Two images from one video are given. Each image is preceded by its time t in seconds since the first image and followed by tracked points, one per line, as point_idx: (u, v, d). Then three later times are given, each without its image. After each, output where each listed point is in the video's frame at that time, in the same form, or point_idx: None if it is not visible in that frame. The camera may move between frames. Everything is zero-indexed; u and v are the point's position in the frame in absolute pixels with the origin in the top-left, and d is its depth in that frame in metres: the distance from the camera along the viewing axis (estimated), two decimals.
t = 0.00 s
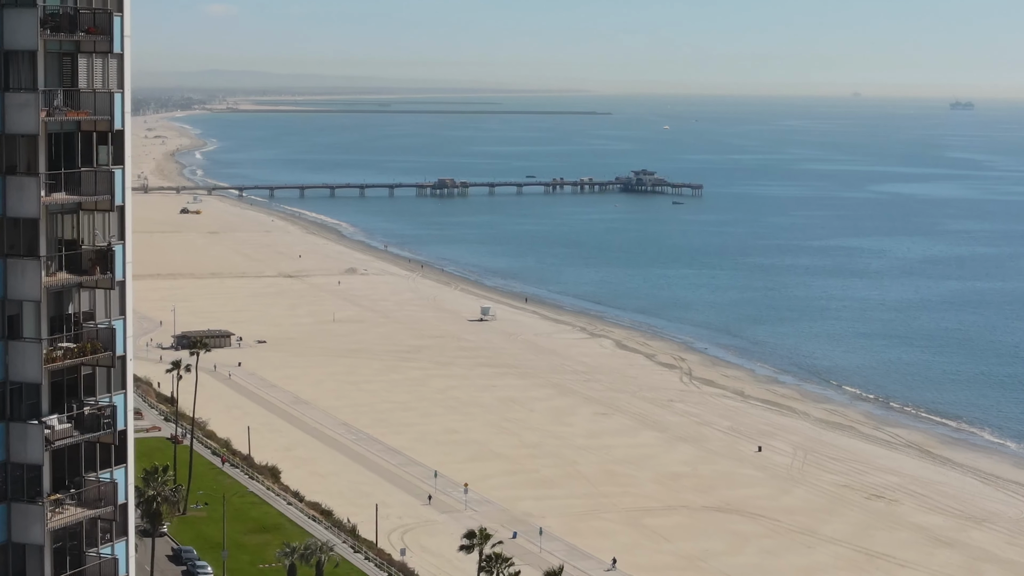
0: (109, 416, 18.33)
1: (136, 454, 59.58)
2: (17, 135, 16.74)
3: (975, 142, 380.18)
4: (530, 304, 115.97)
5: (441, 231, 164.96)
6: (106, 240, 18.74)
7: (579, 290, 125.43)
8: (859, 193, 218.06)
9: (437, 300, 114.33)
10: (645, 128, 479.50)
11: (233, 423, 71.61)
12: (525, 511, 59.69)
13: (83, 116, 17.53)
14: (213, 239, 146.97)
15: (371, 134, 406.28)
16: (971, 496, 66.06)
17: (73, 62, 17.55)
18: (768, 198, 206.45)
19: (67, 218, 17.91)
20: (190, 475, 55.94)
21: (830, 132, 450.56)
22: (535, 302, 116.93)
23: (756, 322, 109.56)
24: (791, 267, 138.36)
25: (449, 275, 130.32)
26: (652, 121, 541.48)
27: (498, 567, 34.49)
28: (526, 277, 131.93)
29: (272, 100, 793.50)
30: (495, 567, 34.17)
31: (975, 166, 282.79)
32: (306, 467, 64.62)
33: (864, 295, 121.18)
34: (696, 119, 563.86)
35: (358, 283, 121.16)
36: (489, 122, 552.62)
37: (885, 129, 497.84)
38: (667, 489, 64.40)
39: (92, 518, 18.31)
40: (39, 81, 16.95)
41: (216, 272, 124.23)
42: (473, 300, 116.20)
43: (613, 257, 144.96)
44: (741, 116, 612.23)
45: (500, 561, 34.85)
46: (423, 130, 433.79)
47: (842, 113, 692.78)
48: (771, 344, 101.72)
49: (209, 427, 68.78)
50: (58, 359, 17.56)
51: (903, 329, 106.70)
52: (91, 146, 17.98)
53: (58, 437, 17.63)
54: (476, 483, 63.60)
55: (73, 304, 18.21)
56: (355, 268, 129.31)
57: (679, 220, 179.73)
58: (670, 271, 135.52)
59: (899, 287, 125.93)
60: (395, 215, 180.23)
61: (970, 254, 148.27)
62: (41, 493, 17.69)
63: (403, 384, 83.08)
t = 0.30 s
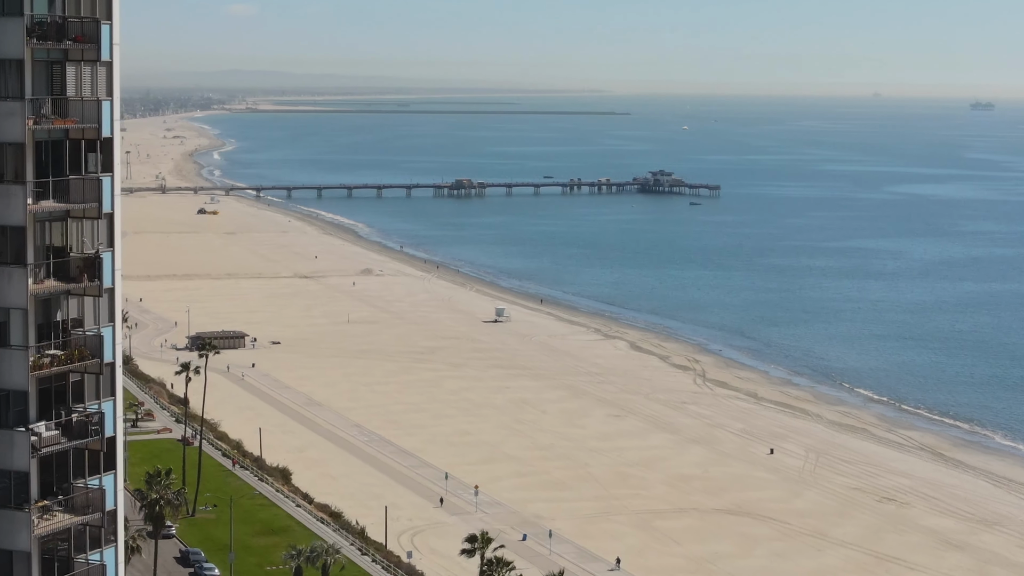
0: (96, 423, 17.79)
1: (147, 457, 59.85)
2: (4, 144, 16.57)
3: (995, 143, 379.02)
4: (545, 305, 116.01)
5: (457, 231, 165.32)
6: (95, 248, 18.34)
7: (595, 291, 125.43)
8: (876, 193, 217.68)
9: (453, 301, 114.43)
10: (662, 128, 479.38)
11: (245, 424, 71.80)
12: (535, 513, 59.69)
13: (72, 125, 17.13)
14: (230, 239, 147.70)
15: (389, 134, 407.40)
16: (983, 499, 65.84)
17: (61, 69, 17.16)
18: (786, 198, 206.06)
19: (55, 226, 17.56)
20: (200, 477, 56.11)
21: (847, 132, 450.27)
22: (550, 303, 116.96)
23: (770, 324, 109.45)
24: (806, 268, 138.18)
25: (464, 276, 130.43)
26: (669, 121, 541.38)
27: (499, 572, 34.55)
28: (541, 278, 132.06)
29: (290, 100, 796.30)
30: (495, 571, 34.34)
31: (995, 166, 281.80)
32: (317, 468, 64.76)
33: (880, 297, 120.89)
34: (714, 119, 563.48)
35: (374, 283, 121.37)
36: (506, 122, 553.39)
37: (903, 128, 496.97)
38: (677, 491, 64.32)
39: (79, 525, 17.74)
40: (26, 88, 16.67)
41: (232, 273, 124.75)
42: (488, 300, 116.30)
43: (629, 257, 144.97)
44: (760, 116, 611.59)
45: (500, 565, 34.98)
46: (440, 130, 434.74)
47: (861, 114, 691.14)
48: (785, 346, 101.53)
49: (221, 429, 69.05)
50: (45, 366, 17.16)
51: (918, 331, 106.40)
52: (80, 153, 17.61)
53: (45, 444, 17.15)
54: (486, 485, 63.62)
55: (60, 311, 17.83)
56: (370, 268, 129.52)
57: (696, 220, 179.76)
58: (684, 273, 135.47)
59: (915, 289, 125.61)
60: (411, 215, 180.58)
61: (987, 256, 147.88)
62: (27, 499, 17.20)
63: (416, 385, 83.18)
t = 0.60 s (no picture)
0: (85, 428, 17.55)
1: (156, 458, 59.97)
2: None
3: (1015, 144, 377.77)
4: (561, 306, 115.86)
5: (473, 231, 165.39)
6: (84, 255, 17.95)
7: (610, 292, 125.21)
8: (893, 193, 217.24)
9: (468, 302, 114.47)
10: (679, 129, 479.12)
11: (258, 425, 71.96)
12: (546, 515, 59.58)
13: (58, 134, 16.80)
14: (246, 239, 148.19)
15: (406, 134, 408.16)
16: (995, 503, 65.60)
17: (47, 76, 16.73)
18: (804, 200, 205.59)
19: (43, 232, 17.21)
20: (209, 479, 56.14)
21: (865, 132, 449.16)
22: (566, 305, 116.75)
23: (785, 325, 109.16)
24: (822, 269, 137.81)
25: (479, 277, 130.52)
26: (686, 121, 541.08)
27: None
28: (556, 278, 132.00)
29: (308, 101, 797.75)
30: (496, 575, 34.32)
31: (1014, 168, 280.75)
32: (328, 470, 64.82)
33: (896, 299, 120.51)
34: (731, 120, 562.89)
35: (388, 284, 121.47)
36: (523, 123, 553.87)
37: (921, 128, 495.47)
38: (689, 493, 64.18)
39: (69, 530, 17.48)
40: (12, 95, 16.32)
41: (247, 273, 125.16)
42: (503, 302, 116.24)
43: (644, 259, 144.66)
44: (777, 117, 610.89)
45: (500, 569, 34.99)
46: (457, 130, 435.65)
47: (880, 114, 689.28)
48: (800, 348, 101.18)
49: (233, 430, 69.13)
50: (32, 373, 16.92)
51: (934, 333, 106.06)
52: (69, 161, 17.28)
53: (33, 450, 16.92)
54: (497, 487, 63.57)
55: (48, 318, 17.46)
56: (386, 269, 129.61)
57: (713, 221, 179.53)
58: (699, 274, 135.26)
59: (931, 290, 125.13)
60: (427, 216, 180.63)
61: (1004, 257, 147.30)
62: (15, 506, 16.99)
63: (429, 387, 83.16)
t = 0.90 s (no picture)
0: (74, 436, 17.63)
1: (166, 460, 60.08)
2: None
3: None
4: (576, 307, 115.83)
5: (489, 232, 165.35)
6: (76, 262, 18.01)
7: (626, 293, 125.13)
8: (911, 194, 216.45)
9: (483, 303, 114.57)
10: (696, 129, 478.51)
11: (271, 426, 72.04)
12: (557, 517, 59.58)
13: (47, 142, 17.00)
14: (263, 240, 148.45)
15: (423, 134, 408.87)
16: (1006, 506, 65.37)
17: (35, 85, 16.97)
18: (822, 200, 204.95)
19: (32, 240, 17.43)
20: (218, 481, 56.21)
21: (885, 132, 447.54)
22: (581, 306, 116.68)
23: (800, 327, 108.93)
24: (838, 270, 137.43)
25: (494, 277, 130.65)
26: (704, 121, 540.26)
27: None
28: (571, 279, 131.98)
29: (325, 101, 798.33)
30: None
31: None
32: (340, 471, 64.90)
33: (912, 300, 120.22)
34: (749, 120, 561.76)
35: (404, 285, 121.60)
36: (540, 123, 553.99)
37: (941, 128, 493.42)
38: (700, 495, 64.10)
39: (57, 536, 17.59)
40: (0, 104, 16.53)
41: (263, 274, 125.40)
42: (518, 303, 116.21)
43: (659, 259, 144.56)
44: (796, 117, 608.98)
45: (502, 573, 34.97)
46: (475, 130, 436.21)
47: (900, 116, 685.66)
48: (815, 350, 101.04)
49: (244, 431, 69.26)
50: (20, 379, 17.00)
51: (950, 335, 105.74)
52: (58, 168, 17.46)
53: (20, 457, 17.00)
54: (508, 489, 63.59)
55: (37, 325, 17.66)
56: (401, 270, 129.81)
57: (730, 222, 179.13)
58: (715, 275, 134.97)
59: (948, 292, 124.67)
60: (443, 216, 180.83)
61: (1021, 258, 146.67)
62: (3, 510, 17.08)
63: (442, 388, 83.17)
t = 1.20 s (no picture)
0: (63, 442, 17.37)
1: (178, 462, 60.23)
2: None
3: None
4: (591, 308, 115.79)
5: (505, 233, 165.51)
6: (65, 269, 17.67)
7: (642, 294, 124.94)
8: (929, 196, 215.90)
9: (498, 304, 114.65)
10: (712, 129, 478.80)
11: (284, 428, 72.18)
12: (567, 520, 59.48)
13: (35, 150, 16.60)
14: (280, 240, 149.02)
15: (440, 134, 410.45)
16: (1018, 509, 65.08)
17: (20, 92, 16.61)
18: (840, 201, 204.44)
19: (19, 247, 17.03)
20: (227, 483, 56.25)
21: (902, 133, 446.91)
22: (597, 307, 116.53)
23: (815, 329, 108.76)
24: (854, 272, 137.07)
25: (511, 278, 130.70)
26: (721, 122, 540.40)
27: None
28: (587, 280, 131.91)
29: (343, 101, 800.35)
30: None
31: None
32: (351, 473, 64.98)
33: (928, 302, 119.94)
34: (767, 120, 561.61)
35: (419, 286, 121.76)
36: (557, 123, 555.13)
37: (960, 129, 492.35)
38: (711, 498, 63.97)
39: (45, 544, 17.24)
40: None
41: (279, 274, 125.79)
42: (533, 304, 116.21)
43: (675, 260, 144.38)
44: (814, 117, 608.24)
45: None
46: (491, 130, 437.64)
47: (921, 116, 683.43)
48: (830, 352, 100.76)
49: (257, 432, 69.26)
50: (7, 386, 16.67)
51: (965, 337, 105.40)
52: (48, 175, 17.00)
53: (7, 462, 16.74)
54: (519, 491, 63.52)
55: (25, 332, 17.32)
56: (417, 270, 129.99)
57: (747, 223, 178.95)
58: (732, 276, 134.76)
59: (964, 294, 124.34)
60: (459, 216, 181.25)
61: None
62: None
63: (455, 389, 83.14)
